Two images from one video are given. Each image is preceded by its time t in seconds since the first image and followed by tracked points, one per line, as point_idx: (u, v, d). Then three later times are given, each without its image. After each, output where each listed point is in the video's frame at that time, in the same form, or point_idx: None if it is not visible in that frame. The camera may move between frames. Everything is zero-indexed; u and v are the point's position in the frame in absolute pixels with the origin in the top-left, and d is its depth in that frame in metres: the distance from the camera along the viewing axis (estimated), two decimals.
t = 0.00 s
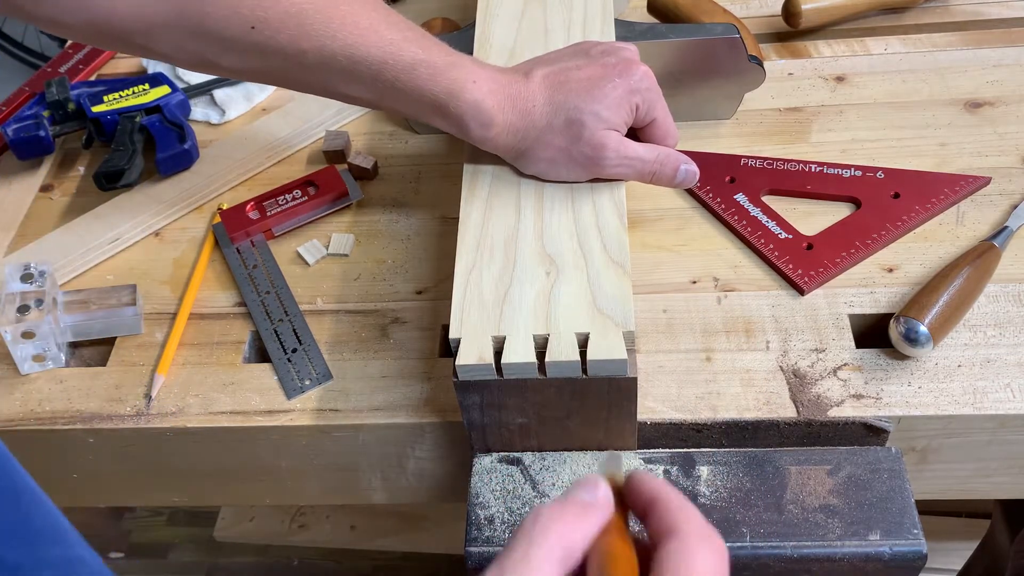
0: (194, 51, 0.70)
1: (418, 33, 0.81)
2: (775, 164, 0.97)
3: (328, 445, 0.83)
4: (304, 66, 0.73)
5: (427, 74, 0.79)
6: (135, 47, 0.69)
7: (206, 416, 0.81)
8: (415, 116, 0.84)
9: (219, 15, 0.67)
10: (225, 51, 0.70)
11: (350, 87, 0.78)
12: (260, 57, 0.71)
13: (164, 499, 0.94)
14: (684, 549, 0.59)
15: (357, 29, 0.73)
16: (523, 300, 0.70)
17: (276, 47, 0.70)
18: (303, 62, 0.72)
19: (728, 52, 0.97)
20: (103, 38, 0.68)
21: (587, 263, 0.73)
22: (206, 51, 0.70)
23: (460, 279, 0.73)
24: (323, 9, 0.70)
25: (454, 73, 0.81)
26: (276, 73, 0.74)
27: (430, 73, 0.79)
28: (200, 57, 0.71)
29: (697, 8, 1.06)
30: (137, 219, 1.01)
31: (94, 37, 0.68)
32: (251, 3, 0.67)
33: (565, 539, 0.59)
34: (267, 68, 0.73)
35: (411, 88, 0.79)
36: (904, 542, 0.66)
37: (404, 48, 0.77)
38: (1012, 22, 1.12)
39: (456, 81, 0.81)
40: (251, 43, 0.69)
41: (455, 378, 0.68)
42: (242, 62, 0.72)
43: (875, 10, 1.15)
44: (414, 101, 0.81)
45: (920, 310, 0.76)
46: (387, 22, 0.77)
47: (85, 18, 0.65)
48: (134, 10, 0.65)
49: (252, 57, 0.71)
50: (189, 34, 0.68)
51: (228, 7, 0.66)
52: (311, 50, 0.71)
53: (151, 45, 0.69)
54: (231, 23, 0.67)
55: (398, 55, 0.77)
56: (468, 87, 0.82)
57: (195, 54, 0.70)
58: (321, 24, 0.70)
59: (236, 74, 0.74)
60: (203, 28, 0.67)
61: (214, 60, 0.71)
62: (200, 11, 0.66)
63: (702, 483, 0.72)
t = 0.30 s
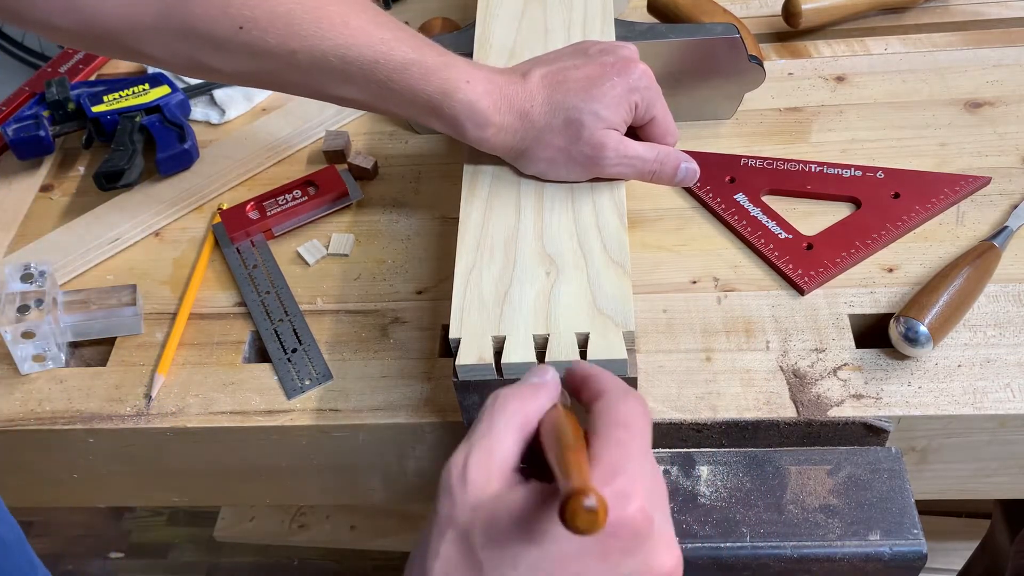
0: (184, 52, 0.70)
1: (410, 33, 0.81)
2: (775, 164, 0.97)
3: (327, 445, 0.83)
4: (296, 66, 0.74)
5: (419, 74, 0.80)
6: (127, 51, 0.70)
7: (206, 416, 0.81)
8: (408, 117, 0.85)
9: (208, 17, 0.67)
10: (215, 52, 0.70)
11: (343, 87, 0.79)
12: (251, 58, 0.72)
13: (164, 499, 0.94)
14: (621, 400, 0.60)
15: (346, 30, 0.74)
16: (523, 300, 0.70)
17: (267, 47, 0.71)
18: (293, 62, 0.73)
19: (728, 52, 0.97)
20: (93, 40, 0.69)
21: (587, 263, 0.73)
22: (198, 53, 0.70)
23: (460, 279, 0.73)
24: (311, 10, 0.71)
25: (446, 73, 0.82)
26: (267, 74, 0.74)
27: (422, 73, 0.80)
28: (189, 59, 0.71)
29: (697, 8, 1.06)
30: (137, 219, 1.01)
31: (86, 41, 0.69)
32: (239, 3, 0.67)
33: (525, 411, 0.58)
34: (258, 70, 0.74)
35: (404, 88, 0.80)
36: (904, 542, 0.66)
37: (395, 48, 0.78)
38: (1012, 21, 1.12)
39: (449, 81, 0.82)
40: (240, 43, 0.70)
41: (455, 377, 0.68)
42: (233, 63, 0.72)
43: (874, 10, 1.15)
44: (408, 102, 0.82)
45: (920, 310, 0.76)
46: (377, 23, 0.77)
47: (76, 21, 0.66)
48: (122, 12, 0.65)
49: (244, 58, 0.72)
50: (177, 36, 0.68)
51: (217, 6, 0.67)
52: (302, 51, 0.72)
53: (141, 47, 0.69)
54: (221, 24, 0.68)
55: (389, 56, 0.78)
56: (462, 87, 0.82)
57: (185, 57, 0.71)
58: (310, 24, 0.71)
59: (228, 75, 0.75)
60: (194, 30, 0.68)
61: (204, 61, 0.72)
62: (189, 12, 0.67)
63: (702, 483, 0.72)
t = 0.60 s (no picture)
0: (179, 47, 0.71)
1: (404, 31, 0.83)
2: (775, 164, 0.97)
3: (328, 445, 0.83)
4: (291, 62, 0.75)
5: (414, 69, 0.81)
6: (123, 46, 0.71)
7: (206, 416, 0.81)
8: (406, 116, 0.86)
9: (202, 11, 0.68)
10: (210, 47, 0.71)
11: (339, 85, 0.79)
12: (245, 53, 0.72)
13: (164, 498, 0.94)
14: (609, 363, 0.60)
15: (340, 25, 0.75)
16: (523, 300, 0.70)
17: (260, 42, 0.72)
18: (287, 58, 0.74)
19: (728, 52, 0.96)
20: (90, 37, 0.69)
21: (587, 263, 0.73)
22: (193, 48, 0.71)
23: (460, 278, 0.73)
24: (303, 5, 0.72)
25: (442, 70, 0.83)
26: (262, 70, 0.75)
27: (417, 69, 0.81)
28: (184, 54, 0.72)
29: (697, 8, 1.06)
30: (137, 219, 1.01)
31: (82, 37, 0.69)
32: None
33: (502, 381, 0.60)
34: (253, 66, 0.75)
35: (399, 84, 0.81)
36: (904, 541, 0.66)
37: (389, 44, 0.79)
38: (1012, 21, 1.12)
39: (444, 78, 0.82)
40: (234, 38, 0.71)
41: (455, 377, 0.68)
42: (228, 58, 0.73)
43: (874, 10, 1.15)
44: (404, 100, 0.83)
45: (920, 310, 0.76)
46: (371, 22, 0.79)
47: (71, 16, 0.66)
48: (118, 8, 0.66)
49: (239, 54, 0.72)
50: (173, 29, 0.69)
51: (212, 2, 0.68)
52: (295, 46, 0.73)
53: (137, 41, 0.70)
54: (215, 18, 0.69)
55: (383, 52, 0.79)
56: (458, 84, 0.83)
57: (180, 52, 0.71)
58: (303, 19, 0.72)
59: (225, 72, 0.75)
60: (189, 24, 0.69)
61: (201, 57, 0.72)
62: (184, 7, 0.67)
63: (702, 483, 0.72)
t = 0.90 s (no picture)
0: (177, 45, 0.71)
1: (403, 29, 0.83)
2: (775, 164, 0.97)
3: (328, 445, 0.83)
4: (289, 61, 0.75)
5: (412, 68, 0.81)
6: (122, 45, 0.71)
7: (206, 416, 0.81)
8: (405, 115, 0.86)
9: (200, 9, 0.68)
10: (209, 45, 0.71)
11: (337, 83, 0.79)
12: (243, 51, 0.72)
13: (164, 498, 0.94)
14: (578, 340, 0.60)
15: (338, 23, 0.75)
16: (522, 300, 0.70)
17: (258, 39, 0.72)
18: (286, 56, 0.74)
19: (728, 52, 0.96)
20: (88, 35, 0.69)
21: (586, 263, 0.73)
22: (191, 46, 0.71)
23: (460, 278, 0.73)
24: (301, 4, 0.72)
25: (440, 68, 0.83)
26: (260, 68, 0.75)
27: (416, 67, 0.81)
28: (182, 52, 0.72)
29: (697, 8, 1.06)
30: (137, 219, 1.01)
31: (81, 36, 0.69)
32: None
33: (486, 363, 0.59)
34: (251, 65, 0.75)
35: (397, 83, 0.81)
36: (904, 542, 0.66)
37: (387, 43, 0.79)
38: (1012, 21, 1.12)
39: (443, 77, 0.82)
40: (232, 36, 0.71)
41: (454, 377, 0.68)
42: (226, 57, 0.73)
43: (874, 10, 1.15)
44: (403, 99, 0.83)
45: (920, 310, 0.76)
46: (369, 20, 0.79)
47: (70, 14, 0.66)
48: (116, 6, 0.66)
49: (237, 52, 0.72)
50: (171, 28, 0.69)
51: None
52: (293, 43, 0.73)
53: (135, 40, 0.70)
54: (213, 15, 0.69)
55: (381, 50, 0.79)
56: (457, 83, 0.83)
57: (178, 51, 0.71)
58: (301, 17, 0.72)
59: (224, 70, 0.75)
60: (188, 22, 0.69)
61: (199, 56, 0.72)
62: (182, 5, 0.68)
63: (702, 483, 0.72)
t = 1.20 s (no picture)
0: (176, 46, 0.71)
1: (401, 29, 0.83)
2: (775, 164, 0.97)
3: (328, 445, 0.83)
4: (288, 61, 0.75)
5: (411, 67, 0.81)
6: (120, 47, 0.71)
7: (206, 416, 0.81)
8: (404, 115, 0.86)
9: (197, 10, 0.68)
10: (207, 46, 0.71)
11: (336, 84, 0.79)
12: (241, 51, 0.72)
13: (163, 498, 0.94)
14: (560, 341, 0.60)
15: (336, 23, 0.75)
16: (522, 300, 0.70)
17: (256, 40, 0.72)
18: (284, 56, 0.74)
19: (727, 52, 0.96)
20: (86, 36, 0.69)
21: (586, 263, 0.73)
22: (189, 47, 0.71)
23: (460, 279, 0.73)
24: (299, 5, 0.72)
25: (439, 68, 0.83)
26: (259, 69, 0.75)
27: (415, 67, 0.81)
28: (180, 53, 0.72)
29: (697, 8, 1.06)
30: (137, 219, 1.01)
31: (79, 37, 0.69)
32: None
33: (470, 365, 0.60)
34: (249, 65, 0.74)
35: (396, 82, 0.81)
36: (904, 542, 0.66)
37: (386, 42, 0.79)
38: (1012, 21, 1.12)
39: (442, 77, 0.82)
40: (230, 36, 0.71)
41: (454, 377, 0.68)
42: (225, 58, 0.73)
43: (874, 10, 1.15)
44: (402, 98, 0.83)
45: (920, 310, 0.76)
46: (367, 20, 0.79)
47: (67, 15, 0.66)
48: (114, 7, 0.66)
49: (235, 52, 0.72)
50: (168, 28, 0.69)
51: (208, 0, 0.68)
52: (292, 43, 0.73)
53: (133, 41, 0.70)
54: (211, 16, 0.69)
55: (379, 50, 0.79)
56: (456, 82, 0.83)
57: (176, 51, 0.71)
58: (299, 18, 0.72)
59: (222, 71, 0.75)
60: (185, 23, 0.69)
61: (197, 57, 0.72)
62: (180, 5, 0.68)
63: (702, 483, 0.72)
